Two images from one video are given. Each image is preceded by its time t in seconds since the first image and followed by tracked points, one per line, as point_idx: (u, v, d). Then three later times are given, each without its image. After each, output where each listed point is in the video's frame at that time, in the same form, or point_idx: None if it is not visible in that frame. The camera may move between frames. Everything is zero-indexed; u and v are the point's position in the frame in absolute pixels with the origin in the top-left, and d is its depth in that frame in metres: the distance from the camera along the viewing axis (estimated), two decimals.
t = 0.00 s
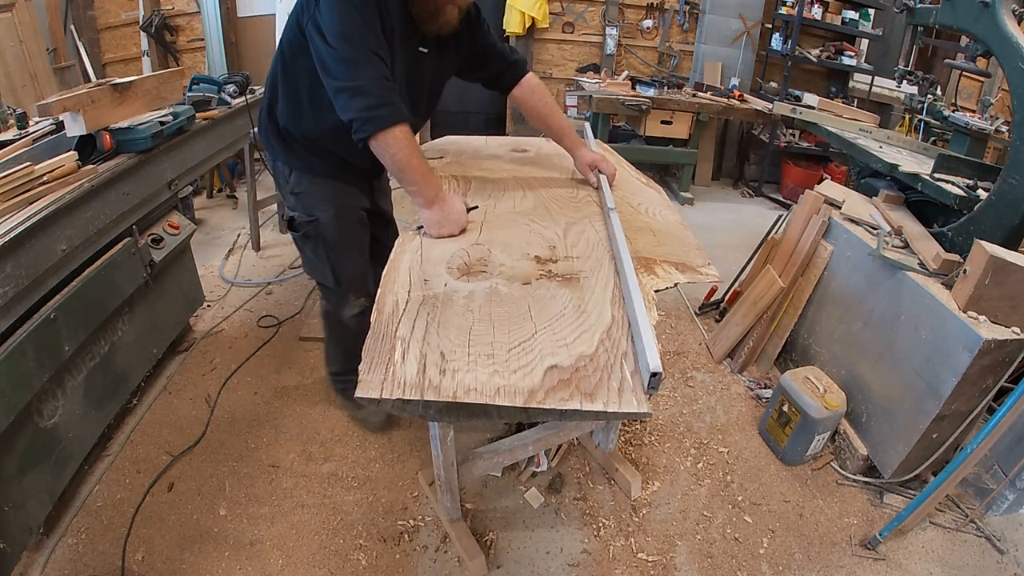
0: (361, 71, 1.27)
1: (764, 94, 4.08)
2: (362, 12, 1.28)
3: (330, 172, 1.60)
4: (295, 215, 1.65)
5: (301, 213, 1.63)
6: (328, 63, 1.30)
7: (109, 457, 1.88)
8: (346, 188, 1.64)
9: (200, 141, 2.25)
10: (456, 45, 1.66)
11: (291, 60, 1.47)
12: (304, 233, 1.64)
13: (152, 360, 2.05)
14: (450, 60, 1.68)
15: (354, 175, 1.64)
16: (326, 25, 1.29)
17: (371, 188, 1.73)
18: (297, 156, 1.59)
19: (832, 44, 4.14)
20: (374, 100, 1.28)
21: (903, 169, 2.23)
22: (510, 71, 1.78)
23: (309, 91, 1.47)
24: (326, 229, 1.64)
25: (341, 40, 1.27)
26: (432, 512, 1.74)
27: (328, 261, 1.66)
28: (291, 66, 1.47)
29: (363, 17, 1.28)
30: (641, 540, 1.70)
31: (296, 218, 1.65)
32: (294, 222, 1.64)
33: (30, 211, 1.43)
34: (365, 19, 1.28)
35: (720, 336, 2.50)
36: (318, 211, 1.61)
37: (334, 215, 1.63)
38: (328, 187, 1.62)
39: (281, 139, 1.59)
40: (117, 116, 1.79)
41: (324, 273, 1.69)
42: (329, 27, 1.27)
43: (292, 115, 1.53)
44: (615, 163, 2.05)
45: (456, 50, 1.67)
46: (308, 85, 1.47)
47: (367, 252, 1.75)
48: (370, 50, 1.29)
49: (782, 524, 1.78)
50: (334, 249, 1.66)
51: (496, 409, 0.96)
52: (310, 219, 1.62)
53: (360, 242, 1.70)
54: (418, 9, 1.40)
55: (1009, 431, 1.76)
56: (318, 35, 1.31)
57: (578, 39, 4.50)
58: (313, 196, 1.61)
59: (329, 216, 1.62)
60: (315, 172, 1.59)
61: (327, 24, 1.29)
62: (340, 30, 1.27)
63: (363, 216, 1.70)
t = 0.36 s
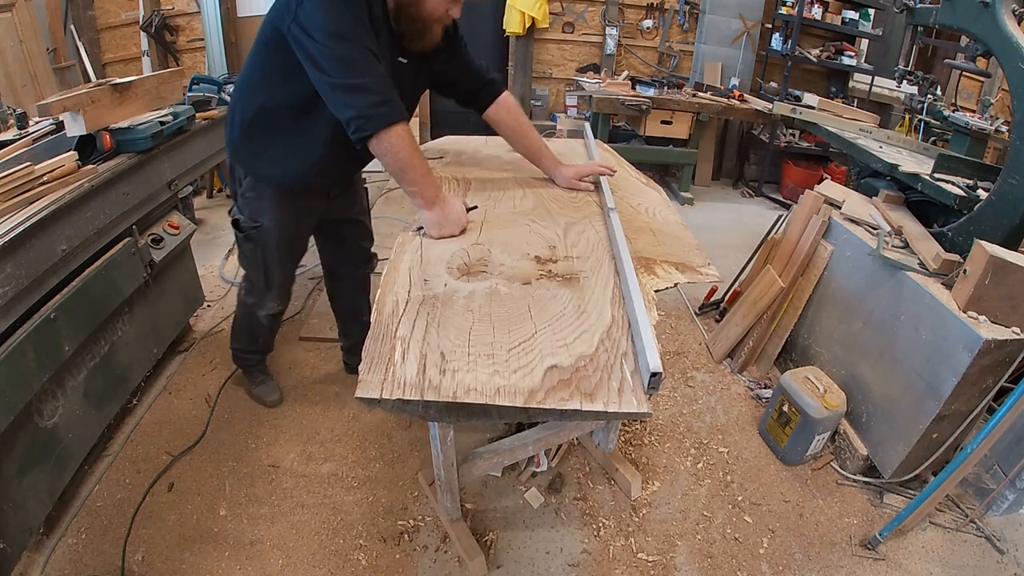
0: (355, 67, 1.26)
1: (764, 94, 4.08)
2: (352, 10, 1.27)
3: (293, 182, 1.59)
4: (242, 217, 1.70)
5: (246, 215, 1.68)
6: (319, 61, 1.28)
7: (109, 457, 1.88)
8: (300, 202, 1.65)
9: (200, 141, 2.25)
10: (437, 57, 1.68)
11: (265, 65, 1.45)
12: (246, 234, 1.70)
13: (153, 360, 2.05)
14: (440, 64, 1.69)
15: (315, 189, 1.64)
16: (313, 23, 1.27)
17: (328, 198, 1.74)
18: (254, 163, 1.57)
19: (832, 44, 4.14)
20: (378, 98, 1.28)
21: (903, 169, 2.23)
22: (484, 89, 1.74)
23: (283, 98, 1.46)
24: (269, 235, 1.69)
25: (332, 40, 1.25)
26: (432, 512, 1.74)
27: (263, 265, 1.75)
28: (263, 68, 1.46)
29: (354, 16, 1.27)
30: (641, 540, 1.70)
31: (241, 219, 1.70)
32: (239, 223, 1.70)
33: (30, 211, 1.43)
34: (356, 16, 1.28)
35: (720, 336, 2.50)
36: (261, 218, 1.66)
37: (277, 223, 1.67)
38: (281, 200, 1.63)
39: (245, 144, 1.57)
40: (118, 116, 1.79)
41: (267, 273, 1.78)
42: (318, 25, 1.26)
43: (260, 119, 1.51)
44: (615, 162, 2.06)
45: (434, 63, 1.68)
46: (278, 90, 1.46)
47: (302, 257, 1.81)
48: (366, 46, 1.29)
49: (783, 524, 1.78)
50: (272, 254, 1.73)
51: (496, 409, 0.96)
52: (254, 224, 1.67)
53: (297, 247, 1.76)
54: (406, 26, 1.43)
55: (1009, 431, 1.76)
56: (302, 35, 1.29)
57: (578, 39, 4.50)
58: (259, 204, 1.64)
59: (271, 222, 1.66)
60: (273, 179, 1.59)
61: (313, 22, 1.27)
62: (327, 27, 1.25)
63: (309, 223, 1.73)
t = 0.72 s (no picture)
0: (331, 82, 1.24)
1: (764, 94, 4.08)
2: (324, 28, 1.26)
3: (258, 195, 1.59)
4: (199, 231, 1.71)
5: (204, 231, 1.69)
6: (290, 78, 1.25)
7: (109, 458, 1.88)
8: (257, 216, 1.67)
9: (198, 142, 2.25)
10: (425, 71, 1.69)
11: (230, 80, 1.42)
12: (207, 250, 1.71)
13: (153, 360, 2.05)
14: (437, 67, 1.70)
15: (279, 201, 1.64)
16: (280, 39, 1.24)
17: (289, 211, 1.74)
18: (218, 178, 1.55)
19: (832, 44, 4.14)
20: (358, 111, 1.26)
21: (903, 169, 2.23)
22: (464, 104, 1.73)
23: (252, 110, 1.44)
24: (228, 250, 1.70)
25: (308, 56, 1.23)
26: (432, 512, 1.74)
27: (226, 279, 1.77)
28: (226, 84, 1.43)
29: (326, 34, 1.26)
30: (641, 540, 1.70)
31: (200, 234, 1.71)
32: (198, 238, 1.71)
33: (30, 211, 1.43)
34: (328, 33, 1.27)
35: (720, 336, 2.50)
36: (219, 232, 1.67)
37: (235, 237, 1.68)
38: (243, 213, 1.65)
39: (206, 160, 1.54)
40: (117, 116, 1.80)
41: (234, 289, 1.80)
42: (287, 41, 1.23)
43: (226, 135, 1.49)
44: (615, 162, 2.06)
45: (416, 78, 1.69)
46: (242, 105, 1.44)
47: (268, 271, 1.84)
48: (340, 61, 1.28)
49: (783, 524, 1.78)
50: (233, 267, 1.75)
51: (496, 409, 0.96)
52: (213, 239, 1.69)
53: (259, 260, 1.78)
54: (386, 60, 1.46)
55: (1009, 431, 1.76)
56: (269, 53, 1.26)
57: (578, 39, 4.50)
58: (216, 219, 1.65)
59: (231, 237, 1.68)
60: (239, 193, 1.58)
61: (280, 40, 1.25)
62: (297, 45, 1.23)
63: (269, 237, 1.75)
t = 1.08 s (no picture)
0: (332, 79, 1.24)
1: (764, 94, 4.08)
2: (321, 27, 1.25)
3: (260, 195, 1.59)
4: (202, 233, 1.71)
5: (210, 232, 1.68)
6: (290, 77, 1.24)
7: (108, 457, 1.88)
8: (259, 216, 1.67)
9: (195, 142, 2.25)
10: (421, 66, 1.69)
11: (229, 80, 1.42)
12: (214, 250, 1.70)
13: (153, 360, 2.05)
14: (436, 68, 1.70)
15: (281, 201, 1.63)
16: (278, 37, 1.24)
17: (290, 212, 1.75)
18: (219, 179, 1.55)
19: (832, 44, 4.14)
20: (362, 108, 1.26)
21: (903, 169, 2.23)
22: (463, 104, 1.72)
23: (252, 109, 1.44)
24: (234, 250, 1.71)
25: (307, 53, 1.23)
26: (432, 512, 1.74)
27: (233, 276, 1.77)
28: (225, 85, 1.43)
29: (323, 34, 1.25)
30: (641, 540, 1.70)
31: (205, 235, 1.70)
32: (202, 239, 1.70)
33: (29, 211, 1.43)
34: (328, 30, 1.26)
35: (720, 336, 2.50)
36: (224, 232, 1.67)
37: (240, 237, 1.68)
38: (243, 215, 1.65)
39: (208, 160, 1.54)
40: (117, 116, 1.80)
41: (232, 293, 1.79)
42: (286, 40, 1.23)
43: (226, 134, 1.49)
44: (615, 162, 2.06)
45: (413, 77, 1.69)
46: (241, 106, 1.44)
47: (271, 271, 1.84)
48: (341, 58, 1.27)
49: (783, 524, 1.78)
50: (242, 265, 1.75)
51: (497, 409, 0.96)
52: (219, 239, 1.68)
53: (263, 260, 1.78)
54: (388, 51, 1.47)
55: (1009, 431, 1.76)
56: (269, 53, 1.26)
57: (578, 39, 4.50)
58: (218, 220, 1.66)
59: (236, 237, 1.68)
60: (241, 194, 1.58)
61: (279, 38, 1.24)
62: (296, 44, 1.23)
63: (271, 238, 1.75)
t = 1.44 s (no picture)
0: (326, 81, 1.23)
1: (764, 94, 4.08)
2: (307, 30, 1.24)
3: (255, 198, 1.58)
4: (195, 244, 1.70)
5: (200, 242, 1.68)
6: (281, 84, 1.23)
7: (109, 457, 1.88)
8: (259, 216, 1.67)
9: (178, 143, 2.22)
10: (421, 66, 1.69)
11: (212, 86, 1.40)
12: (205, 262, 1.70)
13: (153, 360, 2.05)
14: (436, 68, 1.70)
15: (276, 203, 1.63)
16: (265, 43, 1.23)
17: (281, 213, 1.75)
18: (211, 185, 1.54)
19: (832, 44, 4.14)
20: (360, 105, 1.26)
21: (903, 169, 2.23)
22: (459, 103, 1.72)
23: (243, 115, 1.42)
24: (227, 259, 1.70)
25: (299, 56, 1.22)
26: (432, 512, 1.74)
27: (226, 288, 1.77)
28: (207, 94, 1.41)
29: (309, 38, 1.24)
30: (641, 540, 1.70)
31: (195, 247, 1.70)
32: (193, 250, 1.70)
33: (29, 212, 1.43)
34: (314, 33, 1.25)
35: (720, 336, 2.50)
36: (216, 242, 1.67)
37: (231, 247, 1.68)
38: (239, 218, 1.65)
39: (196, 167, 1.52)
40: (117, 116, 1.80)
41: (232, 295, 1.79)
42: (274, 46, 1.22)
43: (212, 141, 1.46)
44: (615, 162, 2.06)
45: (413, 77, 1.69)
46: (227, 114, 1.42)
47: (272, 272, 1.84)
48: (331, 59, 1.26)
49: (783, 524, 1.78)
50: (235, 278, 1.75)
51: (496, 409, 0.96)
52: (210, 250, 1.68)
53: (260, 265, 1.78)
54: (364, 54, 1.47)
55: (1009, 431, 1.76)
56: (257, 61, 1.24)
57: (578, 39, 4.50)
58: (214, 229, 1.65)
59: (227, 246, 1.68)
60: (235, 197, 1.57)
61: (265, 45, 1.23)
62: (285, 50, 1.22)
63: (268, 240, 1.75)
